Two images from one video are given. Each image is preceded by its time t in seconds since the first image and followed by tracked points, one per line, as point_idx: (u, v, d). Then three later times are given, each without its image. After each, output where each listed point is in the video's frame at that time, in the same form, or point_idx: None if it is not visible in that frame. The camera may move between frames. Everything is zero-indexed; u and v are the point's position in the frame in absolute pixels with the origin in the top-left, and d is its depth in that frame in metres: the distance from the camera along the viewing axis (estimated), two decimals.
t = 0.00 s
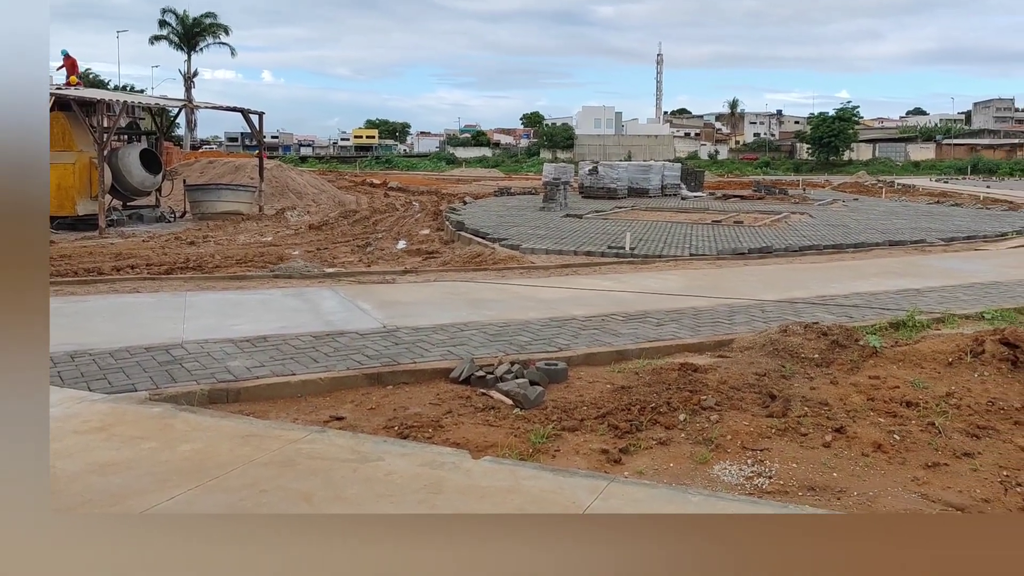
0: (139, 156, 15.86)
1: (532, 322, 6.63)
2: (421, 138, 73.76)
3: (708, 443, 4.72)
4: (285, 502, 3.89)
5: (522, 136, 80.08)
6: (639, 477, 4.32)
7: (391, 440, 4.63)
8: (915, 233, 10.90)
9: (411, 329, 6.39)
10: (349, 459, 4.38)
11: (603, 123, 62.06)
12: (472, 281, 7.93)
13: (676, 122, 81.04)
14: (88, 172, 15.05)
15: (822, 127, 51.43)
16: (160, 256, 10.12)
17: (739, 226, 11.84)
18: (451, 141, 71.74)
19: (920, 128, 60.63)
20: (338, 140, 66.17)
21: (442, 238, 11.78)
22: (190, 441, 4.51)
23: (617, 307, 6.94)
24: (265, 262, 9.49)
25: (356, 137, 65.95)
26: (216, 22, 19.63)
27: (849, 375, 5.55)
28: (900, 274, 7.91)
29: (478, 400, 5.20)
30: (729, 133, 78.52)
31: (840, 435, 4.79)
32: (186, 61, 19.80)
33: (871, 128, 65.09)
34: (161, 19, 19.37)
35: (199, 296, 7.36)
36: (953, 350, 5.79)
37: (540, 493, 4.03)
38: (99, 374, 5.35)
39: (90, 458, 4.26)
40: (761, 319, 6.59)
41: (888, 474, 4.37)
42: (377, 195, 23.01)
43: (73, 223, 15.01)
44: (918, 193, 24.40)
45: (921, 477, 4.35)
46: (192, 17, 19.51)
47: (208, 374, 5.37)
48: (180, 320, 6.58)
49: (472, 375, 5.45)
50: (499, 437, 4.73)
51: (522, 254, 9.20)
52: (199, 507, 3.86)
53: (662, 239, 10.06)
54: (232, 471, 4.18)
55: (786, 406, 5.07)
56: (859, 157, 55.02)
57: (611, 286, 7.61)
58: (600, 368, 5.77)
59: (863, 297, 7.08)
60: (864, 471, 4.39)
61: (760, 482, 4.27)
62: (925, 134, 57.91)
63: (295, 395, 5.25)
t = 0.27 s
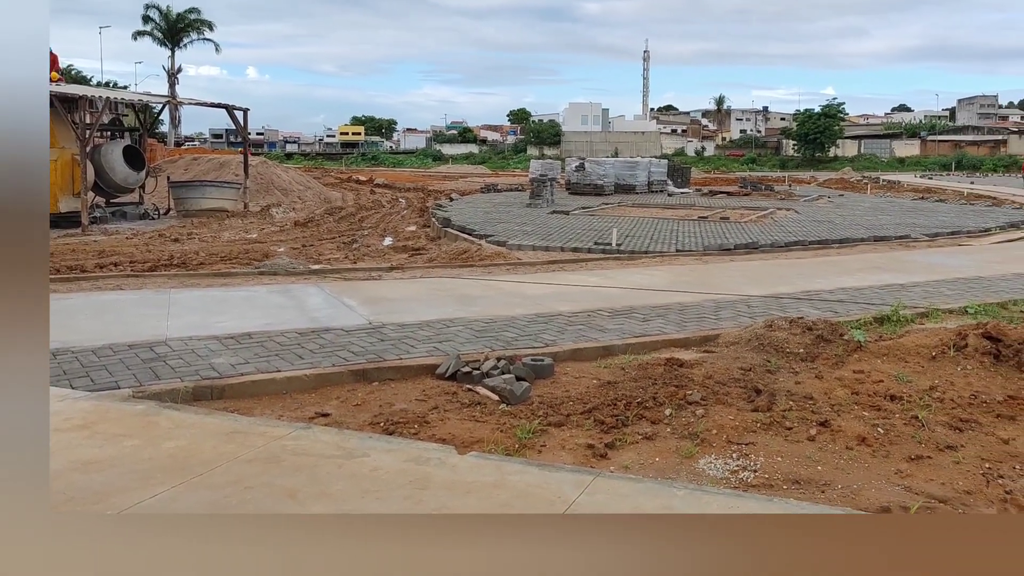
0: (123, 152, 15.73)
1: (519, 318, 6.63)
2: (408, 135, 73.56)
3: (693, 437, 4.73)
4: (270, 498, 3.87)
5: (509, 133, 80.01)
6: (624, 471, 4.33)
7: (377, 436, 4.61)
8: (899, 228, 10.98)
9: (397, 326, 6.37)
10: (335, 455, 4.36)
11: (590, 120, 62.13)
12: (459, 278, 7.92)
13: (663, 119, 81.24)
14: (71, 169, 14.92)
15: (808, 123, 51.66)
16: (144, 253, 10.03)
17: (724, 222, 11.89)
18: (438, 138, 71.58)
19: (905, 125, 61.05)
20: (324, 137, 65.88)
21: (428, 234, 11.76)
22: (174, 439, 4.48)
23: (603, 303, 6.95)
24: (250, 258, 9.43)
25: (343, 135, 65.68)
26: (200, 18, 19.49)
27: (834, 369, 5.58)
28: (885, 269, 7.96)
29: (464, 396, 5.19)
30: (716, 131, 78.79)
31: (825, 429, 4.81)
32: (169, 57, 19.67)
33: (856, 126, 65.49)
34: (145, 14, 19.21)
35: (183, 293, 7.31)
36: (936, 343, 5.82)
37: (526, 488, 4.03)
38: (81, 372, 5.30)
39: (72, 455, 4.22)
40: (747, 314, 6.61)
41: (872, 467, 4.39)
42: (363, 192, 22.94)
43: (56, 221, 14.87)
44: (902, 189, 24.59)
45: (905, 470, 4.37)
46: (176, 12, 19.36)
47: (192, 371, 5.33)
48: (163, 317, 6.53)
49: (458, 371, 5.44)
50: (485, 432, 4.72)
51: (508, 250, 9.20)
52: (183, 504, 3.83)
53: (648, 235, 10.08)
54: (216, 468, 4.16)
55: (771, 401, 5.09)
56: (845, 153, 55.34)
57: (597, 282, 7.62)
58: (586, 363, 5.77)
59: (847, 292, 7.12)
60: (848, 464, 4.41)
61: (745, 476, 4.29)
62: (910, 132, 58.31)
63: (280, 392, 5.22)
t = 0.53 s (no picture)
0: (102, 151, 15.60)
1: (502, 316, 6.61)
2: (392, 133, 73.30)
3: (676, 434, 4.73)
4: (250, 499, 3.83)
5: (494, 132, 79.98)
6: (607, 468, 4.32)
7: (358, 435, 4.58)
8: (880, 226, 11.05)
9: (379, 324, 6.34)
10: (316, 454, 4.32)
11: (575, 119, 62.20)
12: (442, 276, 7.89)
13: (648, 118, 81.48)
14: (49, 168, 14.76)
15: (791, 121, 51.92)
16: (123, 253, 9.94)
17: (707, 219, 11.92)
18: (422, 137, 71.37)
19: (887, 123, 61.51)
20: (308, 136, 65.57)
21: (411, 233, 11.72)
22: (152, 439, 4.43)
23: (586, 301, 6.94)
24: (231, 257, 9.36)
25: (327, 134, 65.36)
26: (181, 15, 19.33)
27: (816, 366, 5.60)
28: (866, 266, 8.01)
29: (447, 395, 5.17)
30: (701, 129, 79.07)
31: (806, 425, 4.83)
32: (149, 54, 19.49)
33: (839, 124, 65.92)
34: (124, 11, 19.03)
35: (163, 293, 7.24)
36: (916, 339, 5.85)
37: (508, 485, 4.02)
38: (58, 373, 5.23)
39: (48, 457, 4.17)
40: (730, 311, 6.62)
41: (853, 463, 4.41)
42: (346, 190, 22.85)
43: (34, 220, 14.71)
44: (884, 187, 24.79)
45: (886, 465, 4.39)
46: (156, 9, 19.19)
47: (172, 371, 5.28)
48: (142, 317, 6.47)
49: (440, 369, 5.42)
50: (468, 430, 4.70)
51: (492, 249, 9.18)
52: (161, 505, 3.79)
53: (631, 233, 10.09)
54: (195, 468, 4.12)
55: (754, 397, 5.10)
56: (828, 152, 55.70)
57: (580, 280, 7.62)
58: (570, 361, 5.76)
59: (830, 289, 7.15)
60: (829, 460, 4.43)
61: (727, 472, 4.29)
62: (893, 130, 58.77)
63: (261, 392, 5.18)
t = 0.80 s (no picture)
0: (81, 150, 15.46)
1: (485, 316, 6.60)
2: (377, 133, 73.07)
3: (658, 433, 4.74)
4: (230, 502, 3.79)
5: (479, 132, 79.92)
6: (589, 468, 4.32)
7: (340, 437, 4.55)
8: (862, 225, 11.12)
9: (361, 325, 6.30)
10: (297, 456, 4.29)
11: (560, 118, 62.27)
12: (425, 276, 7.86)
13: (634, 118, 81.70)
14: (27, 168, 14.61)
15: (775, 121, 52.22)
16: (102, 254, 9.84)
17: (691, 219, 11.95)
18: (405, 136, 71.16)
19: (870, 123, 61.96)
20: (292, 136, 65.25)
21: (395, 233, 11.68)
22: (131, 442, 4.38)
23: (570, 301, 6.94)
24: (212, 258, 9.29)
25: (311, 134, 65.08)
26: (161, 13, 19.18)
27: (797, 364, 5.62)
28: (848, 265, 8.05)
29: (429, 396, 5.15)
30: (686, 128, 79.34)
31: (788, 424, 4.85)
32: (129, 53, 19.32)
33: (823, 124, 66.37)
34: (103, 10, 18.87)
35: (143, 294, 7.17)
36: (897, 337, 5.88)
37: (490, 486, 4.00)
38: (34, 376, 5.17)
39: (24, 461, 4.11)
40: (712, 310, 6.64)
41: (834, 461, 4.43)
42: (329, 190, 22.74)
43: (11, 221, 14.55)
44: (866, 186, 24.98)
45: (866, 463, 4.41)
46: (135, 8, 19.04)
47: (151, 373, 5.23)
48: (121, 319, 6.40)
49: (423, 370, 5.40)
50: (450, 431, 4.68)
51: (475, 249, 9.17)
52: (140, 509, 3.74)
53: (615, 233, 10.10)
54: (174, 471, 4.07)
55: (736, 396, 5.11)
56: (812, 151, 56.04)
57: (564, 280, 7.61)
58: (552, 361, 5.76)
59: (812, 288, 7.18)
60: (811, 458, 4.45)
61: (709, 471, 4.30)
62: (875, 130, 59.23)
63: (241, 393, 5.14)
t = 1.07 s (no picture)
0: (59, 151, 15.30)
1: (468, 317, 6.58)
2: (362, 134, 72.85)
3: (641, 434, 4.74)
4: (210, 506, 3.75)
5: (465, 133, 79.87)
6: (573, 469, 4.31)
7: (321, 439, 4.52)
8: (844, 225, 11.19)
9: (344, 327, 6.27)
10: (278, 460, 4.25)
11: (545, 119, 62.35)
12: (408, 278, 7.84)
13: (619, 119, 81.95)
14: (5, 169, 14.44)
15: (759, 121, 52.53)
16: (81, 256, 9.73)
17: (674, 220, 11.99)
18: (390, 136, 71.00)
19: (853, 124, 62.46)
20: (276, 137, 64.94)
21: (378, 234, 11.64)
22: (109, 446, 4.33)
23: (553, 302, 6.93)
24: (192, 260, 9.22)
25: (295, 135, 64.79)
26: (141, 13, 19.01)
27: (780, 364, 5.64)
28: (830, 265, 8.10)
29: (412, 398, 5.12)
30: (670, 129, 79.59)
31: (770, 423, 4.86)
32: (109, 54, 19.13)
33: (806, 124, 66.83)
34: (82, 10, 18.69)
35: (122, 297, 7.10)
36: (878, 337, 5.90)
37: (473, 488, 3.98)
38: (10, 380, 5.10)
39: None
40: (695, 311, 6.65)
41: (816, 460, 4.44)
42: (312, 191, 22.64)
43: None
44: (848, 187, 25.18)
45: (848, 462, 4.43)
46: (115, 7, 18.87)
47: (130, 376, 5.17)
48: (100, 322, 6.33)
49: (405, 372, 5.37)
50: (433, 433, 4.66)
51: (459, 250, 9.15)
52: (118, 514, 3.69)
53: (599, 234, 10.11)
54: (153, 475, 4.03)
55: (718, 396, 5.12)
56: (796, 152, 56.40)
57: (547, 281, 7.61)
58: (536, 362, 5.75)
59: (794, 289, 7.21)
60: (793, 457, 4.46)
61: (692, 471, 4.30)
62: (858, 130, 59.70)
63: (222, 397, 5.10)
